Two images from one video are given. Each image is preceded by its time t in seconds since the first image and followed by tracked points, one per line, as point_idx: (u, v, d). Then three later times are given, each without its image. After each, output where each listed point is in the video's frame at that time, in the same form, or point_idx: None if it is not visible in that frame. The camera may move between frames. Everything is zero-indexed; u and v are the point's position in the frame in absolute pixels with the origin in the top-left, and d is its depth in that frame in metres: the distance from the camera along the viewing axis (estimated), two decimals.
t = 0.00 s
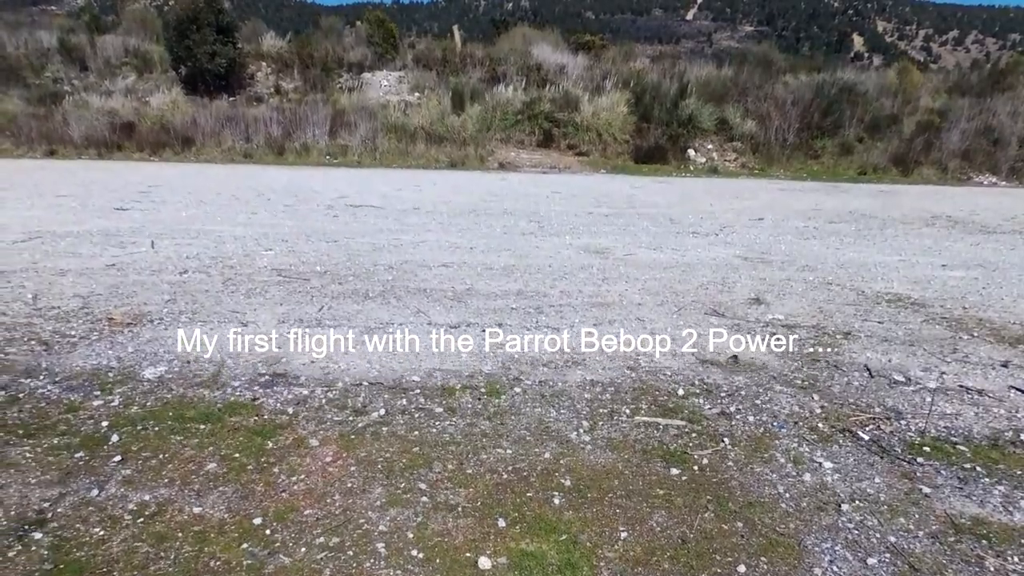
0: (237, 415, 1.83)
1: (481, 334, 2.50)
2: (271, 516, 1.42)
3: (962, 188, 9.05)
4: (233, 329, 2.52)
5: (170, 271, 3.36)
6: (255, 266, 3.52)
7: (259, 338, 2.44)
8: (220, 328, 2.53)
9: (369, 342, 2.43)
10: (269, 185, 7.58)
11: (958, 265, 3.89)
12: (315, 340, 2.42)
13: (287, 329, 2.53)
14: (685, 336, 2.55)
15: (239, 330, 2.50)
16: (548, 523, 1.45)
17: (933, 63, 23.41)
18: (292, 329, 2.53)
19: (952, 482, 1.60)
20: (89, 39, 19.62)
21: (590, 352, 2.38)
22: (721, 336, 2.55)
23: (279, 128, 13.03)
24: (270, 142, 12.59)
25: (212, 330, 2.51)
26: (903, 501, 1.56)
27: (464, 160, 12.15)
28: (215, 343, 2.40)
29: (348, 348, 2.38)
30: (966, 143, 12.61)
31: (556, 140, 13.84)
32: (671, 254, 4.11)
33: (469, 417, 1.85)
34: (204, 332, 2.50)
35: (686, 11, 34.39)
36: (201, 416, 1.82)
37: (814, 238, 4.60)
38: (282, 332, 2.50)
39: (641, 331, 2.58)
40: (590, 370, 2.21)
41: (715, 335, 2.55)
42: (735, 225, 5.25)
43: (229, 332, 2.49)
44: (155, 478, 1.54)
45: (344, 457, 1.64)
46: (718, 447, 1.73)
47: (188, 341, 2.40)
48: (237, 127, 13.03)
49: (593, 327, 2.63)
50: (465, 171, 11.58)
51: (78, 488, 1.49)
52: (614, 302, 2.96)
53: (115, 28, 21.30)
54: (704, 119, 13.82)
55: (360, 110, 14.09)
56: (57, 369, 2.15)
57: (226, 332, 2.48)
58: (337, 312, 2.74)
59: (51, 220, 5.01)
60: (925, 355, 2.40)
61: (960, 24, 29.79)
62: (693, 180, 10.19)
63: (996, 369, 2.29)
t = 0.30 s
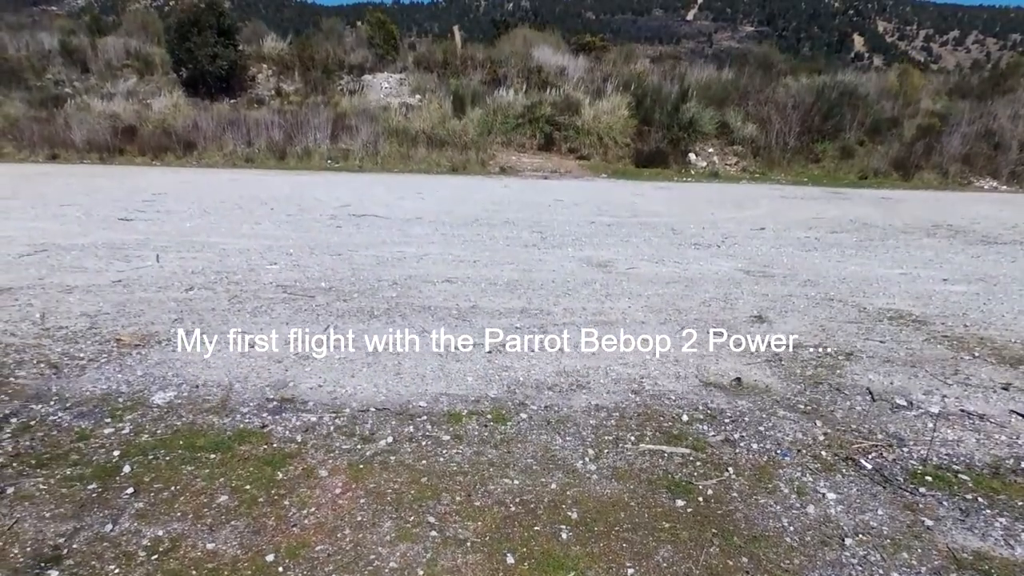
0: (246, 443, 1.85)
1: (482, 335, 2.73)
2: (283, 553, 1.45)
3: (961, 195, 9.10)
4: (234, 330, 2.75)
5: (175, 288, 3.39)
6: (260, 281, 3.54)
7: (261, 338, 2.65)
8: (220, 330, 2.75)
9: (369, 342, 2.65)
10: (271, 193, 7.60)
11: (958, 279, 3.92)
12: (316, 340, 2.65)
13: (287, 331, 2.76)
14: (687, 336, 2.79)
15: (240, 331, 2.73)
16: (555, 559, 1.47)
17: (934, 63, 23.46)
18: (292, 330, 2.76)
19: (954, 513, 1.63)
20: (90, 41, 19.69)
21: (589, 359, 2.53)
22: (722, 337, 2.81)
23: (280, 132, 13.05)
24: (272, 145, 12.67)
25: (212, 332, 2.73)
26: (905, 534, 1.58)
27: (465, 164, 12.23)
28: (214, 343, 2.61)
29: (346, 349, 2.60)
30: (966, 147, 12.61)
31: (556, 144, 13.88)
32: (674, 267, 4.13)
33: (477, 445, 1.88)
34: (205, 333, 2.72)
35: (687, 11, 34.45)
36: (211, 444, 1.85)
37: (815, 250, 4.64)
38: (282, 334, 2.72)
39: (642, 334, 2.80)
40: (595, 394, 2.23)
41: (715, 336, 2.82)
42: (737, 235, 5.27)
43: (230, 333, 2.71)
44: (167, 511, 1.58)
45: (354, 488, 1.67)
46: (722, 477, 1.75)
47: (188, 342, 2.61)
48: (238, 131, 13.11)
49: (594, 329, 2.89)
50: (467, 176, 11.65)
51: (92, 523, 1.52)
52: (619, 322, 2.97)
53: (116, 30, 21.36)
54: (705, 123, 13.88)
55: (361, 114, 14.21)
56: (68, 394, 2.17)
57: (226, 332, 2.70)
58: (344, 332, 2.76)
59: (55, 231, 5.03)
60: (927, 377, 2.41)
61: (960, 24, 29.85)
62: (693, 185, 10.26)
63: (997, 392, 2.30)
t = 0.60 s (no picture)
0: (255, 465, 1.87)
1: (482, 335, 2.92)
2: None
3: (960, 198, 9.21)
4: (233, 330, 2.95)
5: (182, 300, 3.42)
6: (265, 294, 3.56)
7: (260, 338, 2.84)
8: (219, 331, 2.95)
9: (368, 342, 2.84)
10: (275, 198, 7.65)
11: (960, 289, 3.94)
12: (315, 340, 2.84)
13: (285, 331, 2.95)
14: (686, 337, 2.99)
15: (239, 331, 2.93)
16: None
17: (934, 64, 23.55)
18: (290, 331, 2.94)
19: (958, 538, 1.64)
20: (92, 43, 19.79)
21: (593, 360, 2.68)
22: (722, 337, 3.02)
23: (283, 135, 13.19)
24: (274, 148, 12.84)
25: (212, 333, 2.93)
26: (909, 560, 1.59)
27: (466, 167, 12.38)
28: (213, 344, 2.81)
29: (344, 349, 2.79)
30: (968, 151, 12.88)
31: (558, 147, 14.25)
32: (677, 277, 4.15)
33: (483, 467, 1.90)
34: (205, 333, 2.93)
35: (688, 11, 34.54)
36: (219, 466, 1.87)
37: (817, 258, 4.69)
38: (280, 334, 2.91)
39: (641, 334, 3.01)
40: (600, 413, 2.24)
41: (716, 335, 3.03)
42: (740, 243, 5.29)
43: (229, 333, 2.91)
44: (179, 536, 1.60)
45: (362, 512, 1.69)
46: (727, 501, 1.77)
47: (187, 342, 2.81)
48: (241, 134, 13.23)
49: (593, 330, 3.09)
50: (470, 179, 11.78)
51: (104, 550, 1.55)
52: (623, 336, 2.98)
53: (118, 31, 21.46)
54: (706, 127, 14.32)
55: (364, 117, 14.44)
56: (77, 415, 2.18)
57: (225, 333, 2.89)
58: (349, 348, 2.78)
59: (60, 240, 5.05)
60: (930, 394, 2.43)
61: (961, 24, 29.94)
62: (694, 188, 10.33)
63: (1000, 410, 2.31)
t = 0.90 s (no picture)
0: (263, 490, 1.88)
1: (482, 336, 3.12)
2: None
3: (959, 203, 9.31)
4: (233, 330, 3.14)
5: (186, 314, 3.43)
6: (269, 307, 3.57)
7: (260, 338, 3.03)
8: (218, 332, 3.15)
9: (369, 343, 3.03)
10: (278, 204, 7.67)
11: (964, 301, 3.94)
12: (315, 340, 3.03)
13: (285, 332, 3.13)
14: (686, 337, 3.19)
15: (239, 331, 3.12)
16: None
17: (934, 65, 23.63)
18: (290, 332, 3.13)
19: (965, 568, 1.65)
20: (94, 45, 19.84)
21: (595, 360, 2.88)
22: (723, 337, 3.23)
23: (284, 138, 13.27)
24: (277, 151, 12.98)
25: (212, 333, 3.13)
26: None
27: (467, 170, 12.51)
28: (212, 344, 3.01)
29: (343, 349, 2.97)
30: (970, 155, 13.08)
31: (560, 150, 14.41)
32: (680, 288, 4.16)
33: (491, 491, 1.90)
34: (205, 333, 3.13)
35: (688, 11, 34.59)
36: (227, 491, 1.88)
37: (820, 268, 4.71)
38: (280, 335, 3.10)
39: (641, 334, 3.21)
40: (607, 434, 2.24)
41: (716, 335, 3.24)
42: (742, 252, 5.30)
43: (229, 334, 3.10)
44: (189, 566, 1.62)
45: (370, 539, 1.70)
46: (734, 527, 1.78)
47: (188, 342, 3.02)
48: (243, 138, 13.32)
49: (594, 331, 3.30)
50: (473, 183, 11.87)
51: None
52: (627, 353, 2.97)
53: (120, 33, 21.52)
54: (708, 130, 14.46)
55: (365, 121, 14.57)
56: (84, 437, 2.19)
57: (225, 333, 3.09)
58: (355, 365, 2.78)
59: (64, 250, 5.05)
60: (937, 414, 2.42)
61: (962, 24, 30.00)
62: (696, 193, 10.38)
63: (1007, 431, 2.31)
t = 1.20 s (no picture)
0: (268, 527, 1.87)
1: (482, 336, 3.33)
2: None
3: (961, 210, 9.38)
4: (231, 330, 3.38)
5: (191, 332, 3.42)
6: (272, 325, 3.55)
7: (259, 337, 3.27)
8: (217, 333, 3.38)
9: (369, 342, 3.25)
10: (279, 213, 7.66)
11: (973, 317, 3.92)
12: (315, 340, 3.25)
13: (283, 333, 3.36)
14: (686, 337, 3.42)
15: (238, 331, 3.35)
16: None
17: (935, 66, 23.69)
18: (289, 332, 3.36)
19: None
20: (94, 47, 19.85)
21: (595, 357, 3.12)
22: (722, 336, 3.45)
23: (285, 142, 13.38)
24: (278, 156, 13.08)
25: (212, 333, 3.36)
26: None
27: (468, 175, 12.62)
28: (211, 344, 3.23)
29: (342, 349, 3.19)
30: (973, 159, 13.31)
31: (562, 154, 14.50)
32: (686, 304, 4.13)
33: (500, 529, 1.89)
34: (204, 333, 3.36)
35: (689, 10, 34.59)
36: (233, 528, 1.87)
37: (825, 281, 4.70)
38: (279, 335, 3.33)
39: (641, 334, 3.43)
40: (617, 465, 2.21)
41: (716, 335, 3.45)
42: (748, 264, 5.26)
43: (227, 335, 3.32)
44: None
45: None
46: (747, 569, 1.77)
47: (188, 343, 3.24)
48: (244, 143, 13.42)
49: (595, 332, 3.52)
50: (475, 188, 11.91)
51: None
52: (635, 376, 2.93)
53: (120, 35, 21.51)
54: (710, 134, 14.59)
55: (366, 125, 14.70)
56: (86, 469, 2.16)
57: (224, 334, 3.32)
58: (359, 389, 2.76)
59: (64, 263, 5.02)
60: (951, 442, 2.40)
61: (963, 24, 30.08)
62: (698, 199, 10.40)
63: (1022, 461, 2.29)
